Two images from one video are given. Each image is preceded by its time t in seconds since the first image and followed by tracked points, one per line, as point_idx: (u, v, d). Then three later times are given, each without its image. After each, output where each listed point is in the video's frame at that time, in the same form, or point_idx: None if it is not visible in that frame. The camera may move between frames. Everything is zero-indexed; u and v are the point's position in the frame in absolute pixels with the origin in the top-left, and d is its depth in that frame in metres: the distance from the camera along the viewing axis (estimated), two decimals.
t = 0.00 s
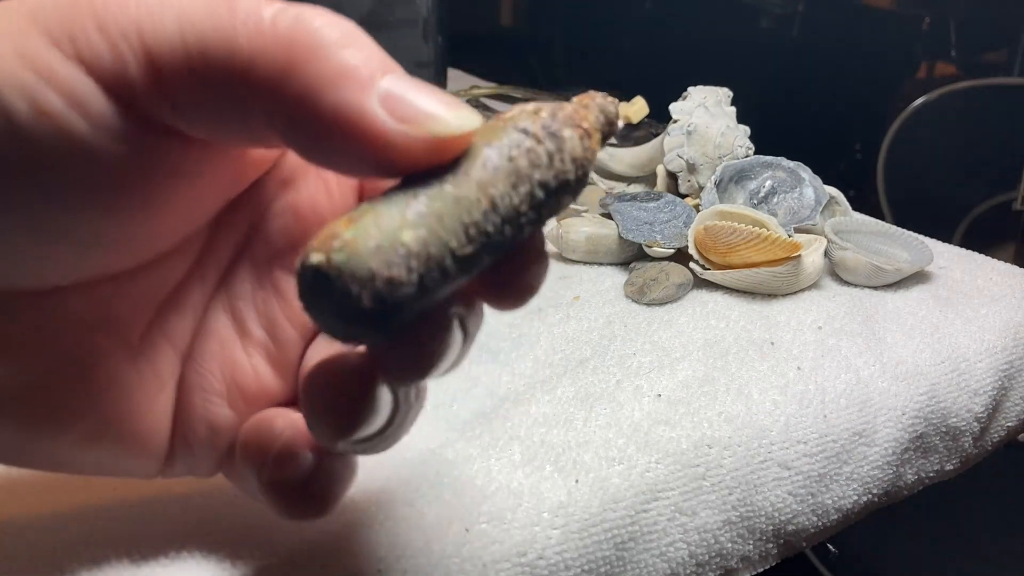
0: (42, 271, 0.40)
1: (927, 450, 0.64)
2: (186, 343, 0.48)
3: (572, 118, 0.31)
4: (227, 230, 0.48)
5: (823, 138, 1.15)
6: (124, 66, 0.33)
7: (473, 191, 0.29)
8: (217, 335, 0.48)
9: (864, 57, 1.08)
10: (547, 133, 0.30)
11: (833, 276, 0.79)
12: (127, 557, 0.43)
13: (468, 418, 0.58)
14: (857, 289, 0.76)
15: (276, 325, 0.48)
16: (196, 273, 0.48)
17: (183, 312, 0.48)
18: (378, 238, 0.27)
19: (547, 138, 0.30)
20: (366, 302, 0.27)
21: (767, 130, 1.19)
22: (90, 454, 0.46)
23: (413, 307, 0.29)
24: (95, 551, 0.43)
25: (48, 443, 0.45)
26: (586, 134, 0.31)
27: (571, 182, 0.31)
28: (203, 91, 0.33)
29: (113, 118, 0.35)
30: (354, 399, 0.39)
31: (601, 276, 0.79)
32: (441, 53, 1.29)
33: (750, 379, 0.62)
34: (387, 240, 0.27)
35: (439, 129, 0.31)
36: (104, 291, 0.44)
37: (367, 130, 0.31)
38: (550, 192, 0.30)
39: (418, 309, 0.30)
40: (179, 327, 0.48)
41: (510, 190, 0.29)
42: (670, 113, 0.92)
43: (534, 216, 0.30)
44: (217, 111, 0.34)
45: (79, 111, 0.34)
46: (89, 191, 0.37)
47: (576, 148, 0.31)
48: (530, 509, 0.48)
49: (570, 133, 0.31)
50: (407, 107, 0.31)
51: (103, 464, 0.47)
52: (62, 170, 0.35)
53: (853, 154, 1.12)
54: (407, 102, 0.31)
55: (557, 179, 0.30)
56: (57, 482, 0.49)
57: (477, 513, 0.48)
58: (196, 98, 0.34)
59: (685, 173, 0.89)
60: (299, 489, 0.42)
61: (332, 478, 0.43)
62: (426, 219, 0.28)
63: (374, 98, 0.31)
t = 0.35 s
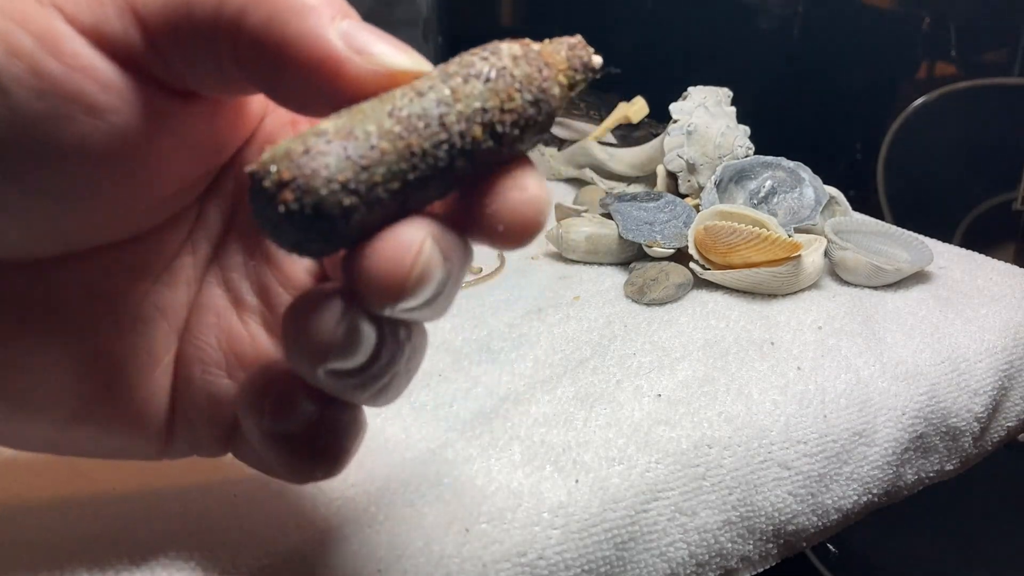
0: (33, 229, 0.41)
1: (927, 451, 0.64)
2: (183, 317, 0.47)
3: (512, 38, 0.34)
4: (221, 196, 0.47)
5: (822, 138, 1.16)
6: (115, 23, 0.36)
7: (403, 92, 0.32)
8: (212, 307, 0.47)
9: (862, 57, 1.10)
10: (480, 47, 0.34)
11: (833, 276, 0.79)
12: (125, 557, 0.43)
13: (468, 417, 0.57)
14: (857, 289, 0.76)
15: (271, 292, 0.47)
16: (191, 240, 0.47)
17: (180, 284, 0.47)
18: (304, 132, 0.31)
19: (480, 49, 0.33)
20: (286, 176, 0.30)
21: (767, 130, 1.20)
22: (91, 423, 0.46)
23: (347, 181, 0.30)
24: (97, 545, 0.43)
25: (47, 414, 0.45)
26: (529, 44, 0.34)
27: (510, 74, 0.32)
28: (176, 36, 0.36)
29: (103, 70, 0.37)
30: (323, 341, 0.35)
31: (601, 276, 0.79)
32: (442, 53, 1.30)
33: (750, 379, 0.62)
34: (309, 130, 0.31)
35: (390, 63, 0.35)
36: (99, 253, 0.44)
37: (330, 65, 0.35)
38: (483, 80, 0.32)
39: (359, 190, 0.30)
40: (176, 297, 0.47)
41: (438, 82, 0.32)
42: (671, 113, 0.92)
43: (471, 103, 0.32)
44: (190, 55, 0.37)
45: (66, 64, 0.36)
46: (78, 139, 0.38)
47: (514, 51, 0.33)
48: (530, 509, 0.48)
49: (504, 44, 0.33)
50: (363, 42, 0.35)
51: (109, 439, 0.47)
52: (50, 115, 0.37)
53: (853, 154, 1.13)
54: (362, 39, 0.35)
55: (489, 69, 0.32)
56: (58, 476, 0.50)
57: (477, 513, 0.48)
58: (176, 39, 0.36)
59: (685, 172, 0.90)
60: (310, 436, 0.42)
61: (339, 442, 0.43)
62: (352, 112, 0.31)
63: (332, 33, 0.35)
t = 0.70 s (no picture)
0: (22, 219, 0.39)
1: (927, 450, 0.64)
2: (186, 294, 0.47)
3: None
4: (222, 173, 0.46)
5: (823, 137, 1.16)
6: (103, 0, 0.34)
7: (396, 68, 0.31)
8: (217, 284, 0.47)
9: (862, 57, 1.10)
10: (478, 12, 0.32)
11: (833, 275, 0.79)
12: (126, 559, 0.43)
13: (467, 417, 0.57)
14: (857, 289, 0.76)
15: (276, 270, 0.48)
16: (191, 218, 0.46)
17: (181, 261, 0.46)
18: (292, 114, 0.29)
19: (477, 16, 0.31)
20: (279, 169, 0.28)
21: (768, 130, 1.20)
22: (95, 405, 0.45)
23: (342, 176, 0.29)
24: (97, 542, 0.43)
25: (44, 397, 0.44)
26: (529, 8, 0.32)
27: (508, 51, 0.31)
28: (162, 20, 0.34)
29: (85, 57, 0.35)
30: (321, 316, 0.34)
31: (601, 276, 0.79)
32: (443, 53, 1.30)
33: (749, 379, 0.62)
34: (299, 115, 0.29)
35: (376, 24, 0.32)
36: (94, 239, 0.42)
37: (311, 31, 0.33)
38: (480, 58, 0.30)
39: (354, 183, 0.29)
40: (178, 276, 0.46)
41: (432, 60, 0.30)
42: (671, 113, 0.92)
43: (466, 83, 0.30)
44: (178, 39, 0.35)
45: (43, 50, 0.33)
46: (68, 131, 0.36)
47: (512, 19, 0.31)
48: (530, 509, 0.48)
49: (502, 9, 0.31)
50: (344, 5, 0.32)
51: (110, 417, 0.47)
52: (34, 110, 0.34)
53: (853, 153, 1.14)
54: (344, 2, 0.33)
55: (485, 44, 0.30)
56: (58, 467, 0.50)
57: (477, 513, 0.48)
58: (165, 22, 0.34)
59: (685, 172, 0.90)
60: (312, 416, 0.41)
61: (344, 416, 0.41)
62: (343, 94, 0.30)
63: None
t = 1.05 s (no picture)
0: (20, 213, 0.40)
1: (927, 450, 0.64)
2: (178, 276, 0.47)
3: None
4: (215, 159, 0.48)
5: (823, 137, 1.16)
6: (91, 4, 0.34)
7: (397, 83, 0.30)
8: (208, 265, 0.47)
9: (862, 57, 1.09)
10: (474, 16, 0.31)
11: (833, 276, 0.79)
12: (128, 557, 0.43)
13: (468, 417, 0.57)
14: (857, 289, 0.76)
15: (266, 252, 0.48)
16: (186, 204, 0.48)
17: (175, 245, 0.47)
18: (301, 136, 0.28)
19: (472, 20, 0.31)
20: (294, 199, 0.28)
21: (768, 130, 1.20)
22: (92, 387, 0.45)
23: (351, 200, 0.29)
24: (97, 535, 0.44)
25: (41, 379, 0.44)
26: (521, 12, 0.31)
27: (504, 62, 0.31)
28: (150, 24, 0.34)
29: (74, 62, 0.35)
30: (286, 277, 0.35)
31: (601, 276, 0.79)
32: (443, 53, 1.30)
33: (749, 379, 0.62)
34: (308, 138, 0.28)
35: (355, 32, 0.31)
36: (94, 229, 0.44)
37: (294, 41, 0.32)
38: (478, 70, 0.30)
39: (360, 201, 0.30)
40: (171, 257, 0.47)
41: (433, 75, 0.30)
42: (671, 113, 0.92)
43: (465, 97, 0.30)
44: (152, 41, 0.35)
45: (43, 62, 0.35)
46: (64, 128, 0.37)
47: (506, 26, 0.31)
48: (530, 509, 0.48)
49: (496, 13, 0.31)
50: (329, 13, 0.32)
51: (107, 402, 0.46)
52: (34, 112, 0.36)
53: (853, 155, 1.13)
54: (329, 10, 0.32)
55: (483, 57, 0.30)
56: (59, 459, 0.50)
57: (477, 512, 0.48)
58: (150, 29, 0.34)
59: (685, 173, 0.90)
60: (260, 389, 0.40)
61: (290, 386, 0.41)
62: (347, 115, 0.29)
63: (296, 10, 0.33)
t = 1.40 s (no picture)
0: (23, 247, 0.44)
1: (927, 450, 0.64)
2: (192, 257, 0.54)
3: (495, 13, 0.30)
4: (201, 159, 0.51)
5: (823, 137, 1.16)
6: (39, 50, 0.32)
7: (413, 141, 0.29)
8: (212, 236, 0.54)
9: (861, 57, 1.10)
10: (475, 50, 0.29)
11: (833, 275, 0.79)
12: (128, 557, 0.43)
13: (468, 417, 0.57)
14: (857, 289, 0.76)
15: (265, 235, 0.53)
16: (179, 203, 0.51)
17: (179, 233, 0.52)
18: (345, 227, 0.29)
19: (472, 52, 0.29)
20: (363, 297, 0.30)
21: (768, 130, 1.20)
22: (130, 358, 0.54)
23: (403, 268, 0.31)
24: (97, 535, 0.44)
25: (87, 357, 0.52)
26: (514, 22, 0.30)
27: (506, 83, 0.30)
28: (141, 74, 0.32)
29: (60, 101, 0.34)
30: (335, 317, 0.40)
31: (601, 276, 0.79)
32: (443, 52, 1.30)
33: (749, 379, 0.62)
34: (358, 238, 0.29)
35: (362, 96, 0.29)
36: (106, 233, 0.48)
37: (287, 111, 0.31)
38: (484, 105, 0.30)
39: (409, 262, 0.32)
40: (178, 244, 0.53)
41: (450, 130, 0.29)
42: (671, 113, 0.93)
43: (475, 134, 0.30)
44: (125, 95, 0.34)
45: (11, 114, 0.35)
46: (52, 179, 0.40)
47: (505, 47, 0.30)
48: (530, 509, 0.48)
49: (493, 36, 0.30)
50: (325, 84, 0.30)
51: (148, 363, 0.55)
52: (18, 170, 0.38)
53: (853, 153, 1.13)
54: (327, 78, 0.30)
55: (486, 92, 0.30)
56: (62, 458, 0.50)
57: (477, 513, 0.48)
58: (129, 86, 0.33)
59: (685, 172, 0.90)
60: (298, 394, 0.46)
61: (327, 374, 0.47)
62: (382, 200, 0.29)
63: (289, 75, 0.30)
